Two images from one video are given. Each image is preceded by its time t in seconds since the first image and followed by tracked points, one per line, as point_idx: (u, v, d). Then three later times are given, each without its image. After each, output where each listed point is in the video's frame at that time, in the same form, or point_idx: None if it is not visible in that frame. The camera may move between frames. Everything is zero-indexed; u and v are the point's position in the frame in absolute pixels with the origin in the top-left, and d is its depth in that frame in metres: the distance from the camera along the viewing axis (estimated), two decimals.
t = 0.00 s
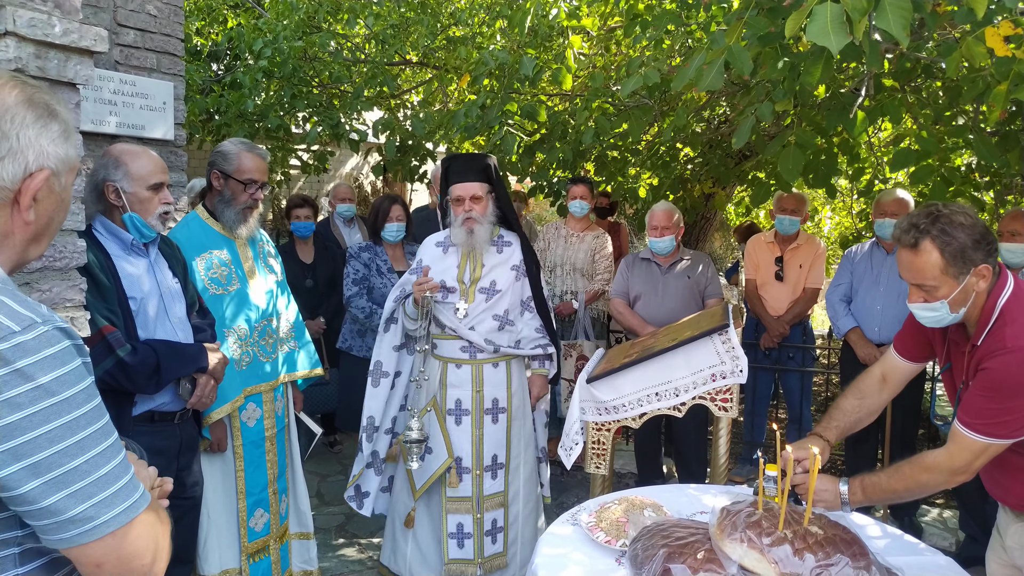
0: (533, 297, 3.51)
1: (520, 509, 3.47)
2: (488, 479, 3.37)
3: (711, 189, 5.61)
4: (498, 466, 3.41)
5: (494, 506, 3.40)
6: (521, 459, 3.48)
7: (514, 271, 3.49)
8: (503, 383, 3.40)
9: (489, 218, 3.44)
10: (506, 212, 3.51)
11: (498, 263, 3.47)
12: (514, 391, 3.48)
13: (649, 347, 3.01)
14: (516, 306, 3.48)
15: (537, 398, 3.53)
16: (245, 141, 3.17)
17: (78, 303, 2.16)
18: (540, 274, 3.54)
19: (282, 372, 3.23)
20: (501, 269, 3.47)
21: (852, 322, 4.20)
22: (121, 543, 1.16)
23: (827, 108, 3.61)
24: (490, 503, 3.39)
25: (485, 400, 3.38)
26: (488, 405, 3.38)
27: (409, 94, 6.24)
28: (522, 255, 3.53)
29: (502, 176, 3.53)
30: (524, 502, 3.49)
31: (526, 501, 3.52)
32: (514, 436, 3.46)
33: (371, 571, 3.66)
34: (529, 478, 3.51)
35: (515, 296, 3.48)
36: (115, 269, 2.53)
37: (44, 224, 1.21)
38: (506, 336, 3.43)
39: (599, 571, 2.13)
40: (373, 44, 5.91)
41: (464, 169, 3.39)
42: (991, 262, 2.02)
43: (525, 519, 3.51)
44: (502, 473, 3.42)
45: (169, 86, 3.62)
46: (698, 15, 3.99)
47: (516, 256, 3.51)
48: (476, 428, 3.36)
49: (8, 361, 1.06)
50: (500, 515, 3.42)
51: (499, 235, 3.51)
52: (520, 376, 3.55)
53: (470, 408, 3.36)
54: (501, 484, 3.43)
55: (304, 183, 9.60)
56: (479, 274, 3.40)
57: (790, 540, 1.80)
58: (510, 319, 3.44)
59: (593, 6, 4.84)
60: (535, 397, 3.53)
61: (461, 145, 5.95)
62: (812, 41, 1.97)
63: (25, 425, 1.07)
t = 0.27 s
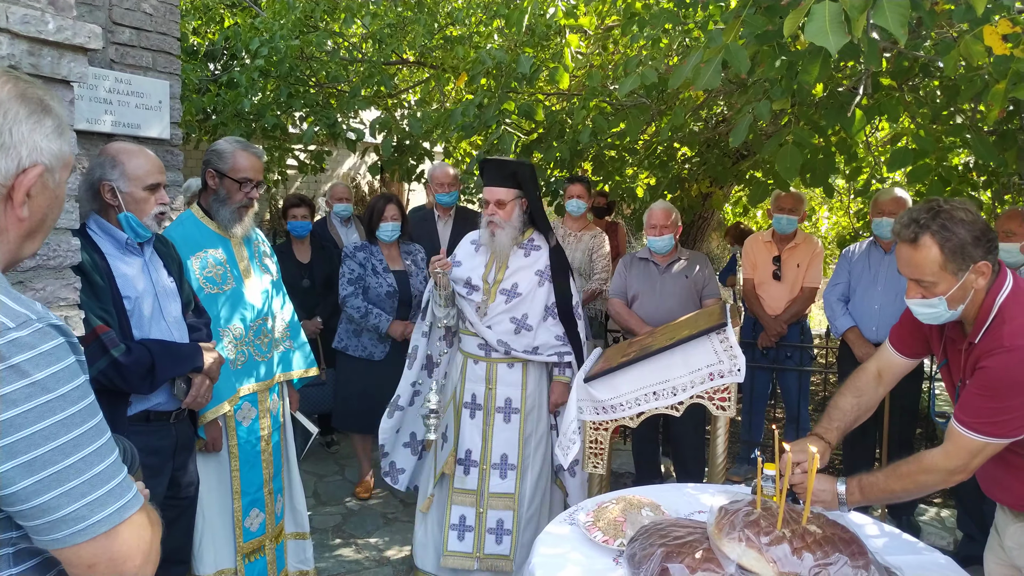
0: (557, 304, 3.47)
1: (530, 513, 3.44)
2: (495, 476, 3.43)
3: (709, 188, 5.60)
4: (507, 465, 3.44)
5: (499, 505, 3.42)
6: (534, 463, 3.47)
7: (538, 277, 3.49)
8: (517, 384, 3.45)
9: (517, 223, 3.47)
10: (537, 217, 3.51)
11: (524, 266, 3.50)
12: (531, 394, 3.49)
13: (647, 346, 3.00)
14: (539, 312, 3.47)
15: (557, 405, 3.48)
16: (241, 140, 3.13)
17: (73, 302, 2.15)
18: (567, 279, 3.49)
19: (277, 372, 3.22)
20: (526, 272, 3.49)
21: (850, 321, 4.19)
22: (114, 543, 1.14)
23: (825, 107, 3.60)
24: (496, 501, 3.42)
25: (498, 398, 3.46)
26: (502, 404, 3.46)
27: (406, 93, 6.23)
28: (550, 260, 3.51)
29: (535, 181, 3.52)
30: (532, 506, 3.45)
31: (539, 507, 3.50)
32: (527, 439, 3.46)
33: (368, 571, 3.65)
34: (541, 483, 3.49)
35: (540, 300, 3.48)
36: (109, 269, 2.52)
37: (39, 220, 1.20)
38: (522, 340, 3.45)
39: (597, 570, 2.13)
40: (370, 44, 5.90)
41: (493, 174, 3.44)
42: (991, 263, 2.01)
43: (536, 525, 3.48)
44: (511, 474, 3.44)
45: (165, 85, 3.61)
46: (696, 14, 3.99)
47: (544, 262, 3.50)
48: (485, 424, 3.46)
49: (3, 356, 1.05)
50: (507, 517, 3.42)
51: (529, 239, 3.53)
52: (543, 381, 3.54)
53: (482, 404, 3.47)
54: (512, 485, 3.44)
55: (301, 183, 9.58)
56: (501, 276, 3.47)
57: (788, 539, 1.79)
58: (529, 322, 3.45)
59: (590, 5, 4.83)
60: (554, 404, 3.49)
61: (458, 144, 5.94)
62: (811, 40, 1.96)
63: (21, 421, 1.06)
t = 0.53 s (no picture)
0: (559, 301, 3.43)
1: (524, 507, 3.44)
2: (491, 467, 3.48)
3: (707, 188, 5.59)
4: (503, 458, 3.47)
5: (493, 496, 3.47)
6: (532, 459, 3.46)
7: (541, 273, 3.48)
8: (516, 378, 3.47)
9: (523, 219, 3.51)
10: (543, 215, 3.49)
11: (528, 262, 3.50)
12: (531, 389, 3.48)
13: (644, 345, 2.99)
14: (539, 309, 3.46)
15: (558, 402, 3.46)
16: (236, 137, 3.11)
17: (65, 301, 2.15)
18: (568, 277, 3.45)
19: (271, 372, 3.20)
20: (528, 268, 3.48)
21: (847, 320, 4.18)
22: (95, 550, 1.17)
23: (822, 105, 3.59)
24: (491, 491, 3.48)
25: (495, 391, 3.50)
26: (501, 399, 3.49)
27: (403, 92, 6.22)
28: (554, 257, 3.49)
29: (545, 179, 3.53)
30: (526, 500, 3.46)
31: (538, 502, 3.51)
32: (523, 434, 3.46)
33: (364, 571, 3.63)
34: (539, 478, 3.49)
35: (541, 297, 3.46)
36: (103, 267, 2.50)
37: (28, 216, 1.19)
38: (522, 335, 3.44)
39: (594, 571, 2.11)
40: (366, 43, 5.88)
41: (502, 172, 3.53)
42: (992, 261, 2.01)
43: (533, 520, 3.48)
44: (507, 467, 3.46)
45: (160, 83, 3.59)
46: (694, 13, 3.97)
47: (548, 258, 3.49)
48: (484, 414, 3.52)
49: None
50: (500, 508, 3.46)
51: (536, 236, 3.53)
52: (545, 377, 3.52)
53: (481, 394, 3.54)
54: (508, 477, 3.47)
55: (298, 183, 9.55)
56: (504, 271, 3.49)
57: (786, 539, 1.78)
58: (529, 318, 3.44)
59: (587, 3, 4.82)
60: (556, 402, 3.47)
61: (455, 143, 5.93)
62: (806, 37, 1.99)
63: (11, 424, 1.08)
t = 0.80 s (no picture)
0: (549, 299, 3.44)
1: (515, 504, 3.48)
2: (483, 463, 3.54)
3: (703, 187, 5.58)
4: (494, 454, 3.52)
5: (484, 491, 3.53)
6: (522, 455, 3.49)
7: (532, 271, 3.49)
8: (506, 375, 3.50)
9: (516, 217, 3.53)
10: (535, 214, 3.49)
11: (520, 260, 3.51)
12: (521, 387, 3.50)
13: (639, 344, 2.98)
14: (529, 306, 3.47)
15: (550, 400, 3.46)
16: (231, 136, 3.09)
17: (54, 300, 2.14)
18: (559, 275, 3.44)
19: (265, 372, 3.19)
20: (520, 266, 3.50)
21: (843, 319, 4.17)
22: (79, 553, 1.15)
23: (817, 103, 3.59)
24: (483, 486, 3.54)
25: (486, 386, 3.54)
26: (491, 396, 3.53)
27: (398, 91, 6.20)
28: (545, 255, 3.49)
29: (540, 177, 3.52)
30: (518, 497, 3.49)
31: (533, 498, 3.53)
32: (514, 431, 3.49)
33: (358, 572, 3.61)
34: (531, 475, 3.51)
35: (531, 294, 3.47)
36: (94, 266, 2.48)
37: (9, 212, 1.17)
38: (512, 332, 3.47)
39: (587, 571, 2.10)
40: (362, 41, 5.86)
41: (496, 172, 3.55)
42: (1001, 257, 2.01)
43: (526, 516, 3.51)
44: (498, 463, 3.51)
45: (153, 82, 3.57)
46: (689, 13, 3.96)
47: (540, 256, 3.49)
48: (477, 411, 3.57)
49: None
50: (491, 502, 3.52)
51: (529, 234, 3.54)
52: (537, 376, 3.52)
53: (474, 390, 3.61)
54: (499, 473, 3.52)
55: (294, 182, 9.52)
56: (496, 269, 3.51)
57: (781, 539, 1.77)
58: (518, 315, 3.46)
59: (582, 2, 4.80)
60: (547, 399, 3.47)
61: (451, 143, 5.91)
62: (799, 34, 2.00)
63: None
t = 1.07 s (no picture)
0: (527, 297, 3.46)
1: (493, 500, 3.51)
2: (462, 458, 3.58)
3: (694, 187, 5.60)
4: (474, 449, 3.55)
5: (463, 486, 3.56)
6: (501, 452, 3.51)
7: (513, 269, 3.51)
8: (486, 371, 3.53)
9: (501, 217, 3.55)
10: (518, 214, 3.51)
11: (503, 259, 3.54)
12: (500, 383, 3.53)
13: (628, 345, 2.98)
14: (508, 304, 3.49)
15: (526, 398, 3.47)
16: (220, 137, 3.07)
17: (38, 301, 2.12)
18: (538, 274, 3.45)
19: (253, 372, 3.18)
20: (501, 264, 3.52)
21: (832, 319, 4.18)
22: (57, 557, 1.14)
23: (805, 103, 3.60)
24: (462, 481, 3.58)
25: (467, 383, 3.59)
26: (473, 391, 3.57)
27: (389, 91, 6.19)
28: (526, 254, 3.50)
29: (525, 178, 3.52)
30: (496, 493, 3.52)
31: (511, 495, 3.55)
32: (493, 428, 3.52)
33: (347, 573, 3.61)
34: (509, 472, 3.53)
35: (511, 292, 3.50)
36: (78, 267, 2.46)
37: None
38: (491, 329, 3.51)
39: (574, 571, 2.10)
40: (353, 41, 5.85)
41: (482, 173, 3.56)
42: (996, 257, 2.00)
43: (505, 512, 3.52)
44: (476, 458, 3.54)
45: (141, 81, 3.55)
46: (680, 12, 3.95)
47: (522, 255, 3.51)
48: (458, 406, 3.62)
49: None
50: (469, 498, 3.56)
51: (513, 234, 3.57)
52: (516, 374, 3.53)
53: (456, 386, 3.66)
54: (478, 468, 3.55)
55: (285, 182, 9.51)
56: (480, 267, 3.55)
57: (765, 538, 1.77)
58: (497, 313, 3.49)
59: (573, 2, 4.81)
60: (524, 397, 3.48)
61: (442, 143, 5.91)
62: (785, 35, 2.00)
63: None
